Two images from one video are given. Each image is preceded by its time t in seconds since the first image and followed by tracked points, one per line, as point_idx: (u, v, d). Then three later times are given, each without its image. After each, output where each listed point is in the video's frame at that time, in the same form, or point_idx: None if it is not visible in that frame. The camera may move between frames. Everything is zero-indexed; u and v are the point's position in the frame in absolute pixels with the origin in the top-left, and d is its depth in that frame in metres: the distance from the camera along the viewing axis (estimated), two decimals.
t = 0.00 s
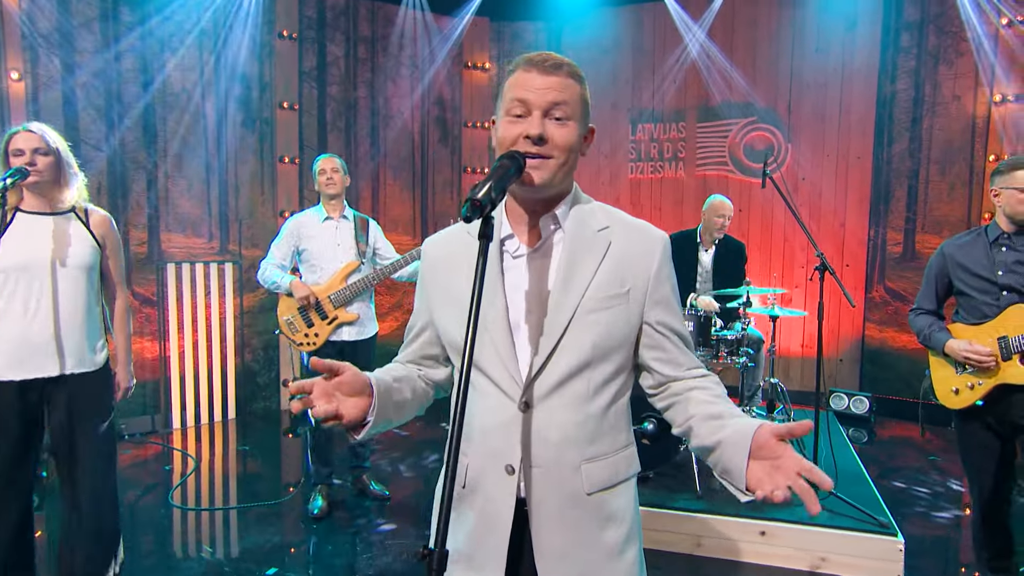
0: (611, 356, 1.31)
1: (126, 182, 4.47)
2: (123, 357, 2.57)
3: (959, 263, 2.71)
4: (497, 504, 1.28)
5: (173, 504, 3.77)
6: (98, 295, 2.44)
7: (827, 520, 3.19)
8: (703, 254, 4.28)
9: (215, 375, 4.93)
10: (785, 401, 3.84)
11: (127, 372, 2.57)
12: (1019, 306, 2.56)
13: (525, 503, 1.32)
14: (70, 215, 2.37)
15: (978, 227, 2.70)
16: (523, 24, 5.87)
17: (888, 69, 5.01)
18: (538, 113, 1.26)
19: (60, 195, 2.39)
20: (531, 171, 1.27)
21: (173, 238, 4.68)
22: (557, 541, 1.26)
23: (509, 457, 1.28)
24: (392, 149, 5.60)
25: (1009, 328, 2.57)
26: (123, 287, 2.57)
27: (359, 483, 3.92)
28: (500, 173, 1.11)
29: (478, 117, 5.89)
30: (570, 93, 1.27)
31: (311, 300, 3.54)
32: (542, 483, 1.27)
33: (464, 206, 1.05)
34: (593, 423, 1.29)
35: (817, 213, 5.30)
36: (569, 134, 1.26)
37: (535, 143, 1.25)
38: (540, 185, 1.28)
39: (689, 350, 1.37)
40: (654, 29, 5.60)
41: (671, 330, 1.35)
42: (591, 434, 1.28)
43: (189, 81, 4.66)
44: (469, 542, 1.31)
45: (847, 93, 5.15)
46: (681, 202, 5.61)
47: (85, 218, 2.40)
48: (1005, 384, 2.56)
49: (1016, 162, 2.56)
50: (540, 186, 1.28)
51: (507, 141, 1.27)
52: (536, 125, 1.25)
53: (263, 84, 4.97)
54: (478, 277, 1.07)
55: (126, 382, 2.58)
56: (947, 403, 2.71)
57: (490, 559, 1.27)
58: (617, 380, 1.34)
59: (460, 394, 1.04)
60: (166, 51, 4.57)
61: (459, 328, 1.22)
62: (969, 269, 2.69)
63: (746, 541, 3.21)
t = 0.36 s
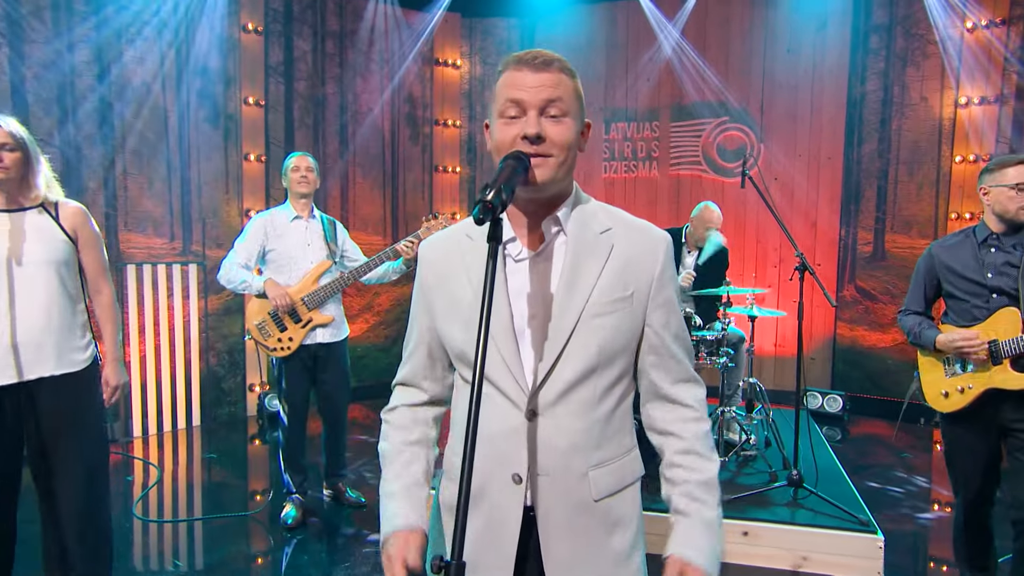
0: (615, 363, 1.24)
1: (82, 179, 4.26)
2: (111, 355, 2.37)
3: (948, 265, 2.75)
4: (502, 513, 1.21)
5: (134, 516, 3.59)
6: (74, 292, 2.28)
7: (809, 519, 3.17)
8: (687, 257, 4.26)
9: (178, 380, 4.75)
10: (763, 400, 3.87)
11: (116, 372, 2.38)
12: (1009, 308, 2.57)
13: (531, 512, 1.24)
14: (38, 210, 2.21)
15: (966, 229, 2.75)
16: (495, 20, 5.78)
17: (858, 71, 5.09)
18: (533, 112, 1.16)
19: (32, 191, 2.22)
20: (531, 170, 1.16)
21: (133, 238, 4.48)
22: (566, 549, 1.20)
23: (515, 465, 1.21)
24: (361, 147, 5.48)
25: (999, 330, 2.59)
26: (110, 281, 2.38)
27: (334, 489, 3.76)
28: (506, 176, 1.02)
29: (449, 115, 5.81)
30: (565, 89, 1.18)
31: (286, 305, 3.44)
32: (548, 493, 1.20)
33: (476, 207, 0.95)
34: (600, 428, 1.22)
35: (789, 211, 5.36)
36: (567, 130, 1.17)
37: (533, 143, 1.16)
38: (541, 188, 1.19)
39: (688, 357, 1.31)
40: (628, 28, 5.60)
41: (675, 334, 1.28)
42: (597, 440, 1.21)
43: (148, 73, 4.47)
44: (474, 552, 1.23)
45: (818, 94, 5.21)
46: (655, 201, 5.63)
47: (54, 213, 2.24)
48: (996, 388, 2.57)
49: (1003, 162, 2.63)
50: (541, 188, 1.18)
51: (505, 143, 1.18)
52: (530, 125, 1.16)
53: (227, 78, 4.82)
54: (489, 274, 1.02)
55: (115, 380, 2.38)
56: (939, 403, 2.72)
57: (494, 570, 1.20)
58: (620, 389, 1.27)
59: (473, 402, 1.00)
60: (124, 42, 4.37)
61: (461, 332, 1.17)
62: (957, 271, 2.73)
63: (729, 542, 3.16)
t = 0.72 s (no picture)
0: (619, 365, 1.17)
1: (32, 175, 4.04)
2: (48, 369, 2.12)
3: (946, 258, 2.79)
4: (505, 520, 1.14)
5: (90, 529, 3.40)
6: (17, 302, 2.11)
7: (788, 517, 3.15)
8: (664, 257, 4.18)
9: (138, 384, 4.55)
10: (740, 399, 3.88)
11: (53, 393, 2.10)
12: (1005, 304, 2.60)
13: (536, 519, 1.18)
14: None
15: (964, 222, 2.79)
16: (464, 15, 5.66)
17: (828, 70, 5.14)
18: (534, 110, 1.09)
19: None
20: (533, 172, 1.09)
21: (89, 237, 4.28)
22: (572, 555, 1.13)
23: (520, 472, 1.14)
24: (328, 144, 5.33)
25: (997, 327, 2.61)
26: (63, 287, 2.18)
27: (307, 496, 3.64)
28: (516, 173, 0.95)
29: (417, 112, 5.68)
30: (566, 85, 1.11)
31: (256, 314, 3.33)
32: (552, 500, 1.13)
33: (489, 206, 0.88)
34: (604, 433, 1.15)
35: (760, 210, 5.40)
36: (568, 129, 1.10)
37: (534, 143, 1.09)
38: (546, 189, 1.11)
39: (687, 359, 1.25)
40: (600, 25, 5.56)
41: (677, 336, 1.23)
42: (602, 445, 1.15)
43: (102, 64, 4.27)
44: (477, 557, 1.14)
45: (788, 93, 5.25)
46: (628, 199, 5.61)
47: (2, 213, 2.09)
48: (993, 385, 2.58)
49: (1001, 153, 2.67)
50: (544, 189, 1.12)
51: (504, 144, 1.11)
52: (530, 125, 1.09)
53: (188, 71, 4.64)
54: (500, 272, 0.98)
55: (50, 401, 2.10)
56: (934, 402, 2.73)
57: None
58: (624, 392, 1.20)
59: (486, 416, 0.95)
60: (77, 32, 4.16)
61: (464, 333, 1.17)
62: (954, 264, 2.76)
63: (711, 541, 3.12)
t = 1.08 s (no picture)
0: (622, 370, 1.15)
1: None
2: None
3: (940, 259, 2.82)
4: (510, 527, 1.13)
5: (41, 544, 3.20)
6: None
7: (769, 514, 3.13)
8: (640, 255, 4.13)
9: (92, 390, 4.33)
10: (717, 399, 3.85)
11: None
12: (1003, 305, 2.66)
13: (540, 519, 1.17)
14: None
15: (954, 223, 2.84)
16: (432, 9, 5.53)
17: (798, 68, 5.15)
18: (543, 111, 1.10)
19: None
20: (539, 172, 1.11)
21: (38, 235, 4.06)
22: (577, 561, 1.13)
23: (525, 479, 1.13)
24: (292, 139, 5.17)
25: (994, 328, 2.67)
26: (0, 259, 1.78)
27: (276, 504, 3.50)
28: (525, 170, 0.97)
29: (383, 107, 5.54)
30: (577, 88, 1.11)
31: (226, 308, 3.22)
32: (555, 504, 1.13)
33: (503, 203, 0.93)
34: (609, 436, 1.14)
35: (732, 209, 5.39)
36: (577, 134, 1.11)
37: (540, 145, 1.10)
38: (551, 191, 1.13)
39: (693, 369, 1.19)
40: (571, 21, 5.50)
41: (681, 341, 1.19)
42: (605, 448, 1.14)
43: (51, 54, 4.05)
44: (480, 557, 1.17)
45: (759, 92, 5.25)
46: (599, 197, 5.56)
47: None
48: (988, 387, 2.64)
49: (994, 154, 2.73)
50: (548, 190, 1.13)
51: (511, 146, 1.12)
52: (538, 126, 1.10)
53: (143, 62, 4.44)
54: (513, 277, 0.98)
55: None
56: (927, 405, 2.76)
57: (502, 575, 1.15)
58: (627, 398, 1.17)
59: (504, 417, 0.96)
60: (22, 18, 3.93)
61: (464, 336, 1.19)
62: (949, 265, 2.81)
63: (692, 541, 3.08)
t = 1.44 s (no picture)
0: (625, 370, 1.18)
1: None
2: None
3: (913, 255, 2.82)
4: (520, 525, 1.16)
5: None
6: None
7: (746, 512, 3.10)
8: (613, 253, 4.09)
9: (40, 396, 4.12)
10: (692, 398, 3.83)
11: None
12: (976, 305, 2.69)
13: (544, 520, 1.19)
14: None
15: (927, 221, 2.86)
16: (398, 2, 5.40)
17: (767, 67, 5.16)
18: (547, 107, 1.12)
19: None
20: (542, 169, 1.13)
21: None
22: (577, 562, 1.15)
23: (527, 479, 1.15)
24: (253, 135, 4.99)
25: (965, 327, 2.70)
26: None
27: (244, 512, 3.37)
28: (532, 168, 1.01)
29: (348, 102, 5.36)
30: (581, 85, 1.14)
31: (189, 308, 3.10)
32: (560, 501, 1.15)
33: (514, 200, 0.95)
34: (611, 435, 1.18)
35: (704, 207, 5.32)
36: (580, 129, 1.13)
37: (545, 140, 1.12)
38: (553, 186, 1.15)
39: (687, 365, 1.22)
40: (540, 17, 5.43)
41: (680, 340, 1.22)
42: (608, 446, 1.18)
43: None
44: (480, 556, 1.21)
45: (727, 89, 5.26)
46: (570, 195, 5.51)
47: None
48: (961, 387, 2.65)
49: (976, 152, 2.77)
50: (550, 186, 1.15)
51: (514, 140, 1.14)
52: (541, 121, 1.12)
53: (94, 52, 4.24)
54: (519, 277, 1.00)
55: None
56: (896, 403, 2.73)
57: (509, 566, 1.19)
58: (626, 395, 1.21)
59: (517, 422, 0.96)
60: None
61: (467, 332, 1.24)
62: (923, 261, 2.80)
63: (670, 540, 3.04)
